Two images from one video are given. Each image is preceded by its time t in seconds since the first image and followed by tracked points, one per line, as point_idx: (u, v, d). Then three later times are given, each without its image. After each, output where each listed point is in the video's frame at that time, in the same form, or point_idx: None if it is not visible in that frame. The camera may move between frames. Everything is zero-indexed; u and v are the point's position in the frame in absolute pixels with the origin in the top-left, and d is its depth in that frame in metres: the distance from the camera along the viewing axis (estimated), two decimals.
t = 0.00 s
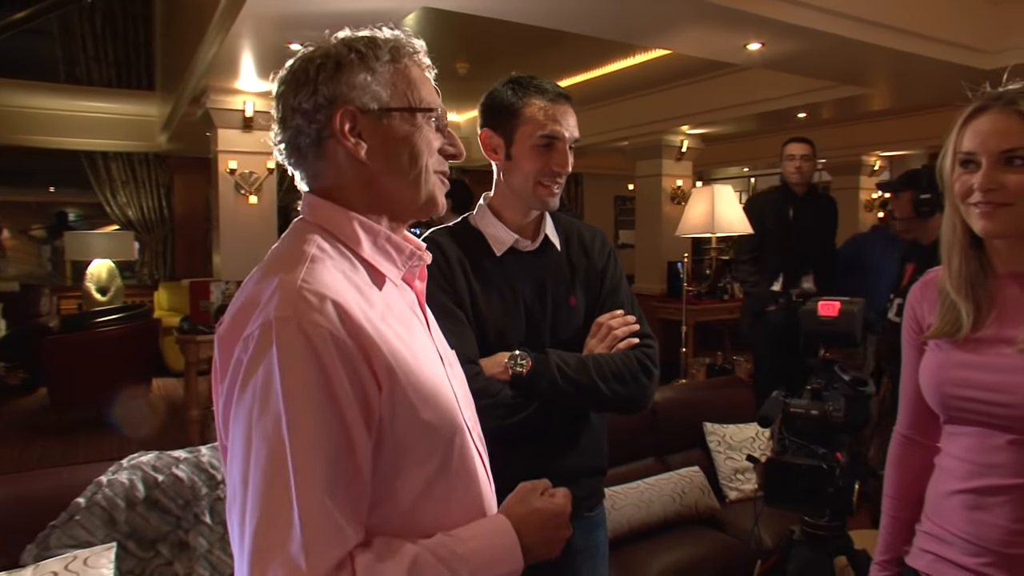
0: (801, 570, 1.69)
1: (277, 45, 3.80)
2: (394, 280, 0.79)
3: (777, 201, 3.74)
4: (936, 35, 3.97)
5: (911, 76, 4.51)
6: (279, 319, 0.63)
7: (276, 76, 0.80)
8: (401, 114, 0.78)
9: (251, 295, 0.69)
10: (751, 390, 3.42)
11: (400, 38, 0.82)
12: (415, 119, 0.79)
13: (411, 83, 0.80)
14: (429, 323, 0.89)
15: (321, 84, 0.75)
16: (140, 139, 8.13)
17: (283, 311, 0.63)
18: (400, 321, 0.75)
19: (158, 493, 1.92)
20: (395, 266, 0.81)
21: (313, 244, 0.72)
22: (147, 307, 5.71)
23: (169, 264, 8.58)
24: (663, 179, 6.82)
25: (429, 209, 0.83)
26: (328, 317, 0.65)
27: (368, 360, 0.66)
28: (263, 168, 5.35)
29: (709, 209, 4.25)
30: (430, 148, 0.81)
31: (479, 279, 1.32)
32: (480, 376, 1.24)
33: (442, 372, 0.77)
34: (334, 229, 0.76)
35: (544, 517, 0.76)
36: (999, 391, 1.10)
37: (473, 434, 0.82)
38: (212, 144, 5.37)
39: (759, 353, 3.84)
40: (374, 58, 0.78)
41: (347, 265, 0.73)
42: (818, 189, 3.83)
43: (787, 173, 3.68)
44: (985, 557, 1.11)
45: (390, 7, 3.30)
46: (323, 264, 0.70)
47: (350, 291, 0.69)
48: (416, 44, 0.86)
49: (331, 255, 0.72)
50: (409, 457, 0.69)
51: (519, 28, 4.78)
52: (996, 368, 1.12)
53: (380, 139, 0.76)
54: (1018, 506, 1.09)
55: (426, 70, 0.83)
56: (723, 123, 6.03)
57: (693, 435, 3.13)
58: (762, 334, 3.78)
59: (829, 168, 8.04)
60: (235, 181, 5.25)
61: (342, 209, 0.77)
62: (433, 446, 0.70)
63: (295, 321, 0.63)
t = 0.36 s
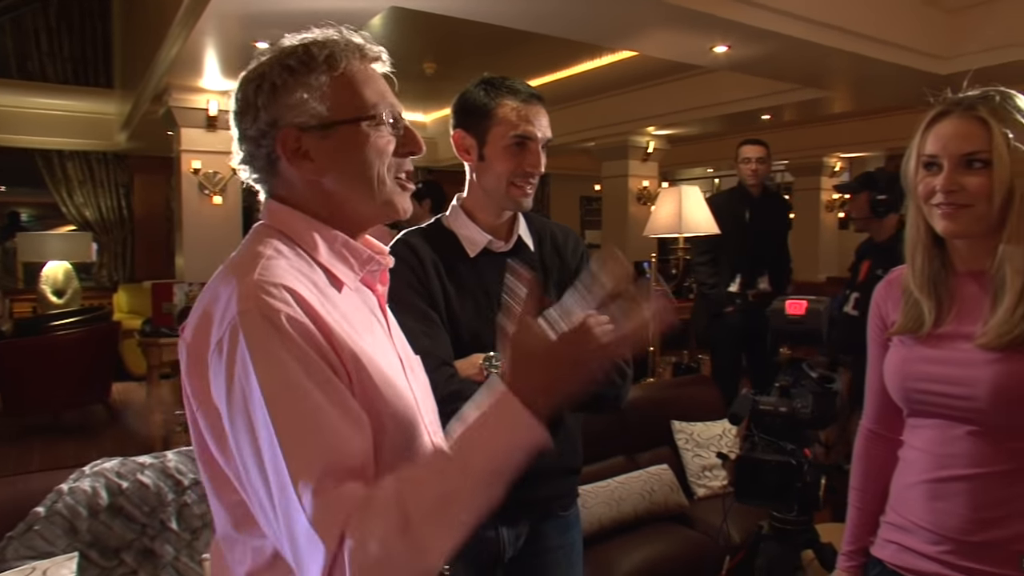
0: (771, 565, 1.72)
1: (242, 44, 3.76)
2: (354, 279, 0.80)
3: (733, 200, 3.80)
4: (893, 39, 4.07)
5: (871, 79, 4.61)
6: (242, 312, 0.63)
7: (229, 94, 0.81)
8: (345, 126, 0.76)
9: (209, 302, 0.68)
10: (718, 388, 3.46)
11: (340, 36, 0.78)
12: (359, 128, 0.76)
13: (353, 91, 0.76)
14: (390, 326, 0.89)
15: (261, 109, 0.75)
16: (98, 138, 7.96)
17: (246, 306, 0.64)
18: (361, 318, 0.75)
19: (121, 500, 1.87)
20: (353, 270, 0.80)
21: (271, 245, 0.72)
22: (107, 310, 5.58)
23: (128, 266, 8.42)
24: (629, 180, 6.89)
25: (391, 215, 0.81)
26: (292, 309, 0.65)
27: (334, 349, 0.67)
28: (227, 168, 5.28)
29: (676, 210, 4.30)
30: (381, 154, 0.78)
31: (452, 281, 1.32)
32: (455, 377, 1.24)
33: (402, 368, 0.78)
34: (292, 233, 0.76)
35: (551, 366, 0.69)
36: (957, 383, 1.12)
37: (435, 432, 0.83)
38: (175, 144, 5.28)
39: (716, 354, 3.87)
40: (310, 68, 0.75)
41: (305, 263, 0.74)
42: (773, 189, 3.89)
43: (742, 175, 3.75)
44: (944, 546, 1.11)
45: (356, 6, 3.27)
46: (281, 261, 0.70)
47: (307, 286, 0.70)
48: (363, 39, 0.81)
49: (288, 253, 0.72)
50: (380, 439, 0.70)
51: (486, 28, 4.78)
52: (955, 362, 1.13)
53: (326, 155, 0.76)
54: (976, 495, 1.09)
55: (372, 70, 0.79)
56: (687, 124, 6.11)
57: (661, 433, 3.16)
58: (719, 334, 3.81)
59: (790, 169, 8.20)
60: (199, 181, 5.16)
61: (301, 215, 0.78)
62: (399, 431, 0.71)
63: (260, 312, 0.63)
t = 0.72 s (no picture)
0: (740, 564, 1.74)
1: (208, 40, 3.69)
2: (323, 284, 0.78)
3: (700, 200, 3.83)
4: (855, 47, 4.16)
5: (832, 86, 4.71)
6: (211, 316, 0.61)
7: (205, 72, 0.76)
8: (338, 127, 0.74)
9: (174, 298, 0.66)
10: (684, 388, 3.50)
11: (334, 41, 0.77)
12: (355, 133, 0.76)
13: (347, 94, 0.75)
14: (358, 328, 0.88)
15: (257, 95, 0.71)
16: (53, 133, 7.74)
17: (215, 309, 0.61)
18: (330, 328, 0.73)
19: (83, 506, 1.82)
20: (323, 270, 0.79)
21: (241, 245, 0.70)
22: (63, 310, 5.42)
23: (86, 264, 8.20)
24: (596, 181, 6.92)
25: (362, 218, 0.80)
26: (263, 317, 0.63)
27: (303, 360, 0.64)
28: (190, 166, 5.17)
29: (643, 212, 4.33)
30: (367, 159, 0.78)
31: (427, 282, 1.32)
32: (431, 379, 1.24)
33: (370, 380, 0.76)
34: (262, 232, 0.74)
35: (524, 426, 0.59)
36: (923, 382, 1.15)
37: (396, 442, 0.82)
38: (136, 140, 5.16)
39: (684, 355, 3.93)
40: (310, 66, 0.74)
41: (275, 266, 0.72)
42: (738, 192, 3.94)
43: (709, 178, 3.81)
44: (912, 541, 1.14)
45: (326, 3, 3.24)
46: (250, 264, 0.68)
47: (278, 291, 0.68)
48: (351, 46, 0.81)
49: (258, 255, 0.70)
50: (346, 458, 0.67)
51: (455, 27, 4.77)
52: (921, 362, 1.16)
53: (317, 155, 0.74)
54: (941, 491, 1.12)
55: (362, 77, 0.79)
56: (654, 127, 6.17)
57: (630, 433, 3.19)
58: (689, 336, 3.86)
59: (753, 172, 8.33)
60: (160, 178, 5.05)
61: (273, 214, 0.75)
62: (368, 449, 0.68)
63: (230, 317, 0.61)
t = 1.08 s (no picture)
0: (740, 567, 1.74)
1: (201, 43, 3.67)
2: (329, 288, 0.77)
3: (699, 204, 3.85)
4: (845, 52, 4.19)
5: (823, 91, 4.74)
6: (219, 317, 0.60)
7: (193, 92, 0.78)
8: (313, 129, 0.73)
9: (177, 297, 0.65)
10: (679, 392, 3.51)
11: (307, 40, 0.76)
12: (330, 131, 0.74)
13: (321, 93, 0.74)
14: (364, 334, 0.87)
15: (228, 112, 0.73)
16: (40, 135, 7.65)
17: (223, 312, 0.61)
18: (336, 331, 0.73)
19: (79, 512, 1.80)
20: (330, 274, 0.79)
21: (246, 248, 0.69)
22: (52, 314, 5.37)
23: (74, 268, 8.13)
24: (588, 185, 6.94)
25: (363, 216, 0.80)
26: (270, 320, 0.62)
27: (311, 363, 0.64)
28: (182, 169, 5.15)
29: (638, 216, 4.35)
30: (350, 155, 0.76)
31: (431, 285, 1.31)
32: (437, 384, 1.23)
33: (376, 384, 0.75)
34: (266, 234, 0.73)
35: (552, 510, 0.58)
36: (929, 387, 1.15)
37: (405, 448, 0.81)
38: (127, 143, 5.12)
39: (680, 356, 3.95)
40: (277, 71, 0.73)
41: (283, 269, 0.71)
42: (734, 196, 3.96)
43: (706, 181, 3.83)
44: (917, 544, 1.15)
45: (320, 7, 3.23)
46: (259, 267, 0.67)
47: (284, 295, 0.67)
48: (327, 43, 0.79)
49: (265, 259, 0.70)
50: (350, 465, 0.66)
51: (448, 32, 4.77)
52: (926, 366, 1.17)
53: (294, 158, 0.73)
54: (945, 494, 1.13)
55: (340, 72, 0.77)
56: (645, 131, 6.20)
57: (625, 437, 3.19)
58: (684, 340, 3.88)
59: (744, 177, 8.37)
60: (152, 181, 5.00)
61: (270, 213, 0.74)
62: (373, 456, 0.68)
63: (238, 318, 0.60)
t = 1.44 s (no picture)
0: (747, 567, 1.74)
1: (204, 44, 3.68)
2: (324, 290, 0.77)
3: (703, 205, 3.85)
4: (848, 51, 4.19)
5: (826, 90, 4.74)
6: (202, 325, 0.60)
7: (189, 99, 0.78)
8: (304, 138, 0.72)
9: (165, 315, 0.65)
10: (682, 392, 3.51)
11: (300, 48, 0.75)
12: (319, 141, 0.73)
13: (313, 101, 0.73)
14: (369, 333, 0.86)
15: (219, 118, 0.72)
16: (41, 136, 7.65)
17: (204, 319, 0.60)
18: (330, 330, 0.72)
19: (84, 513, 1.80)
20: (324, 279, 0.77)
21: (234, 259, 0.69)
22: (54, 316, 5.37)
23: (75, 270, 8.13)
24: (589, 185, 6.94)
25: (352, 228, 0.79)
26: (255, 321, 0.62)
27: (301, 359, 0.64)
28: (183, 170, 5.15)
29: (641, 216, 4.35)
30: (341, 166, 0.75)
31: (439, 287, 1.30)
32: (447, 385, 1.22)
33: (380, 380, 0.75)
34: (258, 245, 0.73)
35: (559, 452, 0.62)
36: (942, 387, 1.15)
37: (423, 442, 0.80)
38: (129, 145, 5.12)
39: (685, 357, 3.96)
40: (269, 79, 0.72)
41: (272, 275, 0.71)
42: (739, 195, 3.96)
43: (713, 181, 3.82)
44: (929, 544, 1.14)
45: (324, 8, 3.24)
46: (244, 273, 0.67)
47: (272, 296, 0.67)
48: (320, 51, 0.78)
49: (254, 267, 0.69)
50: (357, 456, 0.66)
51: (450, 32, 4.77)
52: (939, 366, 1.17)
53: (285, 167, 0.72)
54: (958, 494, 1.12)
55: (332, 81, 0.76)
56: (646, 131, 6.20)
57: (630, 437, 3.19)
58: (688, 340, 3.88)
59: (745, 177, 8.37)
60: (154, 183, 5.01)
61: (262, 226, 0.74)
62: (380, 444, 0.68)
63: (221, 323, 0.60)
